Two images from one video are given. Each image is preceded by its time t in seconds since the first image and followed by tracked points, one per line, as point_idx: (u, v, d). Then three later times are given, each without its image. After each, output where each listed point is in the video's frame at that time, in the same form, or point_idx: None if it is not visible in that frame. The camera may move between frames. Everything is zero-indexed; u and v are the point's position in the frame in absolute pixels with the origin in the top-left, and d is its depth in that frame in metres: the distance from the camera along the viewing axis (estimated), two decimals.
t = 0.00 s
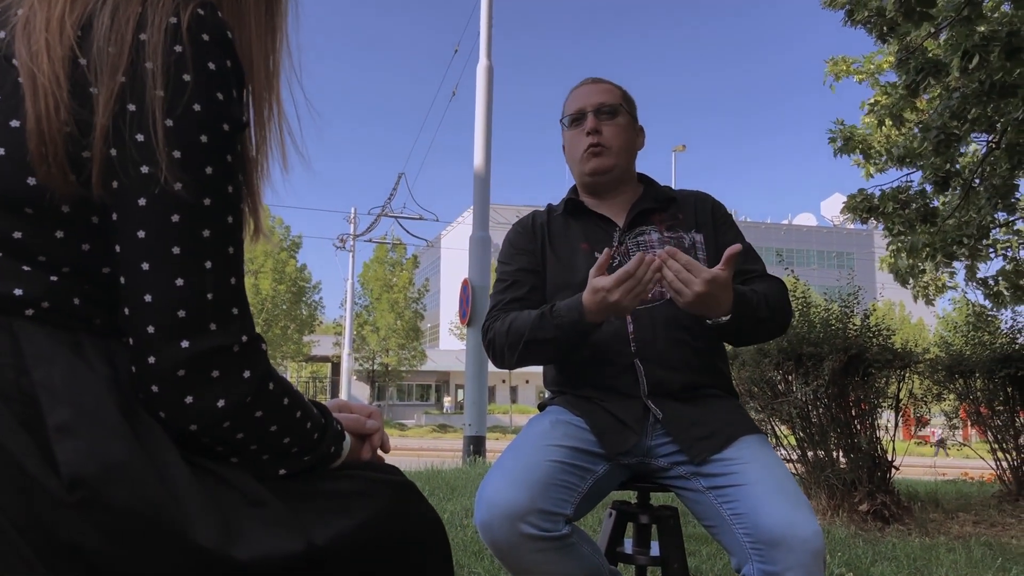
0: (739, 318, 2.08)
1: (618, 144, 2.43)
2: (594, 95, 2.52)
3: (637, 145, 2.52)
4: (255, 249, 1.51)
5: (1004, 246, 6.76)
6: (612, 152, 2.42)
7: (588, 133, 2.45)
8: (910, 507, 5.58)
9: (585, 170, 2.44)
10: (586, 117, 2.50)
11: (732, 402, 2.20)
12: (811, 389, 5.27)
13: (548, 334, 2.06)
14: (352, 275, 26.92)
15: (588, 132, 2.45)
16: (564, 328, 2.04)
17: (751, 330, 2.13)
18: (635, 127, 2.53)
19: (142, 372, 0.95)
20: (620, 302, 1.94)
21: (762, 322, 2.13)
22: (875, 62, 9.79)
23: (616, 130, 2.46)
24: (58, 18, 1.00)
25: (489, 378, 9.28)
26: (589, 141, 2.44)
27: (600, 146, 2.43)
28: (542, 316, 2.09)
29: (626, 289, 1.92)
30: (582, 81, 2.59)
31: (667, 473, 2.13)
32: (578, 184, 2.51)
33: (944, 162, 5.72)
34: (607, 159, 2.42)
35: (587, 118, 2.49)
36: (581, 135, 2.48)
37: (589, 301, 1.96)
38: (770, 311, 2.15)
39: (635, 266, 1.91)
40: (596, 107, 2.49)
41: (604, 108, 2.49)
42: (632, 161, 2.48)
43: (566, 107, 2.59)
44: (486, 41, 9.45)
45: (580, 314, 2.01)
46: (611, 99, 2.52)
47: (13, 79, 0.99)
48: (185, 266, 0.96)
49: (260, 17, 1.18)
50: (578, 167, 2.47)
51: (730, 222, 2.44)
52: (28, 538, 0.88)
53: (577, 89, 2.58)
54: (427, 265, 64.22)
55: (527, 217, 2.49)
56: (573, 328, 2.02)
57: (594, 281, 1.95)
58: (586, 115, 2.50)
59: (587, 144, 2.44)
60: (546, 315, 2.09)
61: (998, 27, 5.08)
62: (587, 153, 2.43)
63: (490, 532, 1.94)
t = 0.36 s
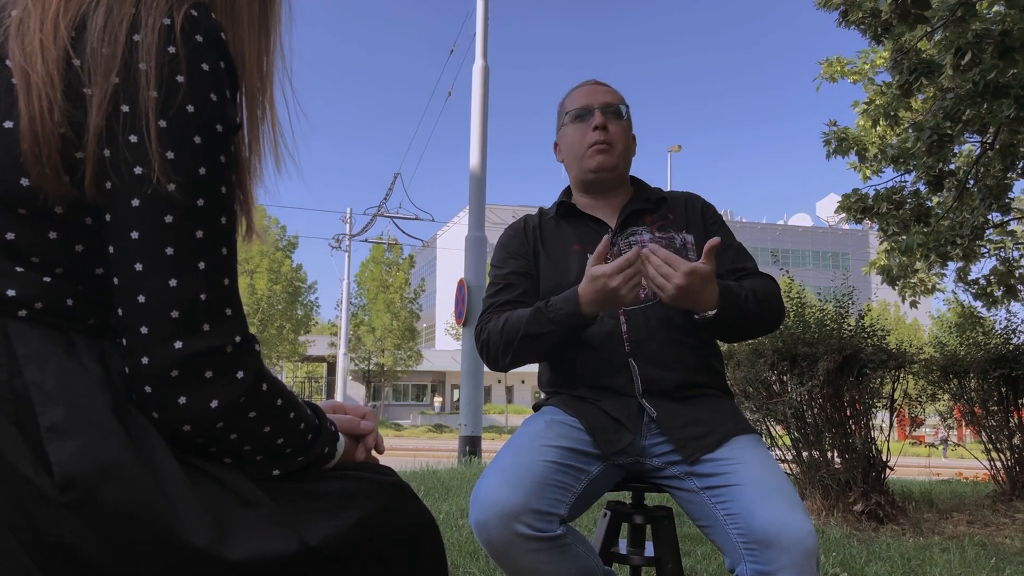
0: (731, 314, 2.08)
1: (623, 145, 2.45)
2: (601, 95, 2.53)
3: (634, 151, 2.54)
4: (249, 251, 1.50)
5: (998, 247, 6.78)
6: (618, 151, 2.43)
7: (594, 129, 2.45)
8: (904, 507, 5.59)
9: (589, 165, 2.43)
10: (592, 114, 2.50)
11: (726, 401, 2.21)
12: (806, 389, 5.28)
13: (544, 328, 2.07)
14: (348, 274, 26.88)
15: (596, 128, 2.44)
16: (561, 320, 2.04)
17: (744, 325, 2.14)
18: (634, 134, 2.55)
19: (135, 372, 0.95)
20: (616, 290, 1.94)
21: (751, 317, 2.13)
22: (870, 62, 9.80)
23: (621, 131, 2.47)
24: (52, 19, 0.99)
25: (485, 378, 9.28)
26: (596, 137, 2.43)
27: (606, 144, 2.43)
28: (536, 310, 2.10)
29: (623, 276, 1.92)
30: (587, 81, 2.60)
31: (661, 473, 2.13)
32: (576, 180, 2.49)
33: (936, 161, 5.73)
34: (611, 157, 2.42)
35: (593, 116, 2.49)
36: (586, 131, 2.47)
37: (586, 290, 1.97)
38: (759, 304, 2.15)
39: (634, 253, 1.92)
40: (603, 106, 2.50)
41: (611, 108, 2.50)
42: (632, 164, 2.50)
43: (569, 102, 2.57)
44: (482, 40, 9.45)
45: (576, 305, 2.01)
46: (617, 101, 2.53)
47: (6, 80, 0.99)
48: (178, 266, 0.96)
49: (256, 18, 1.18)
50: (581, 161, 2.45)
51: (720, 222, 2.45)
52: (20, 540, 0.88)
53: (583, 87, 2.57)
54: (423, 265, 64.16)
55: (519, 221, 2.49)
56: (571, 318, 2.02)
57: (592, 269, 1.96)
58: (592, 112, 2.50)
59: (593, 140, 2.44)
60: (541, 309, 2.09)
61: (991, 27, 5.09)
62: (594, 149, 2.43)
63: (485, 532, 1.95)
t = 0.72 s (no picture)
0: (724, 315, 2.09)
1: (629, 152, 2.46)
2: (612, 99, 2.52)
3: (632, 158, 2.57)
4: (244, 249, 1.50)
5: (993, 247, 6.79)
6: (625, 158, 2.44)
7: (606, 131, 2.44)
8: (900, 506, 5.60)
9: (596, 167, 2.42)
10: (603, 116, 2.49)
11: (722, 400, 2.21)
12: (803, 389, 5.28)
13: (545, 330, 2.07)
14: (345, 274, 26.86)
15: (608, 130, 2.44)
16: (562, 321, 2.04)
17: (738, 324, 2.13)
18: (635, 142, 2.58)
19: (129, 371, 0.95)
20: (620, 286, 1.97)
21: (746, 317, 2.13)
22: (866, 62, 9.82)
23: (629, 138, 2.48)
24: (46, 15, 0.99)
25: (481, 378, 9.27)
26: (608, 140, 2.42)
27: (615, 148, 2.43)
28: (537, 312, 2.09)
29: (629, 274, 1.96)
30: (597, 82, 2.59)
31: (657, 472, 2.13)
32: (579, 178, 2.47)
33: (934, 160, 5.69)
34: (619, 163, 2.43)
35: (604, 118, 2.48)
36: (597, 132, 2.46)
37: (588, 289, 1.99)
38: (753, 301, 2.15)
39: (641, 254, 1.97)
40: (615, 110, 2.50)
41: (620, 114, 2.50)
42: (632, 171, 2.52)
43: (579, 99, 2.54)
44: (478, 40, 9.45)
45: (578, 307, 2.02)
46: (625, 107, 2.54)
47: None
48: (172, 264, 0.96)
49: (250, 15, 1.18)
50: (588, 160, 2.44)
51: (715, 221, 2.45)
52: (13, 540, 0.87)
53: (593, 87, 2.56)
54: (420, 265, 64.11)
55: (514, 221, 2.49)
56: (572, 320, 2.03)
57: (598, 267, 1.98)
58: (603, 114, 2.49)
59: (604, 143, 2.42)
60: (542, 310, 2.09)
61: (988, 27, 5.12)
62: (603, 150, 2.42)
63: (479, 530, 1.95)
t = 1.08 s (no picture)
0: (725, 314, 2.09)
1: (625, 148, 2.44)
2: (604, 94, 2.50)
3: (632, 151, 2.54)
4: (244, 247, 1.49)
5: (991, 247, 6.81)
6: (620, 155, 2.42)
7: (598, 130, 2.43)
8: (897, 505, 5.61)
9: (590, 167, 2.42)
10: (596, 114, 2.48)
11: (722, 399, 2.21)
12: (800, 388, 5.30)
13: (549, 331, 2.07)
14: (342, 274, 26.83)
15: (599, 129, 2.43)
16: (566, 323, 2.04)
17: (737, 324, 2.13)
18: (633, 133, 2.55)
19: (132, 367, 0.94)
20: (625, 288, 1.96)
21: (745, 316, 2.13)
22: (863, 63, 9.84)
23: (624, 134, 2.46)
24: (47, 10, 0.98)
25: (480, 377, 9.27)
26: (600, 138, 2.41)
27: (609, 146, 2.42)
28: (540, 312, 2.09)
29: (634, 276, 1.95)
30: (589, 79, 2.57)
31: (657, 471, 2.13)
32: (575, 180, 2.48)
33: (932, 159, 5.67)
34: (613, 162, 2.41)
35: (597, 116, 2.47)
36: (589, 131, 2.45)
37: (593, 290, 1.98)
38: (753, 301, 2.15)
39: (642, 254, 1.97)
40: (607, 107, 2.48)
41: (614, 109, 2.48)
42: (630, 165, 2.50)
43: (572, 99, 2.54)
44: (475, 39, 9.44)
45: (582, 309, 2.02)
46: (618, 101, 2.51)
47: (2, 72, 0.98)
48: (175, 260, 0.95)
49: (252, 10, 1.17)
50: (583, 161, 2.44)
51: (716, 220, 2.45)
52: (14, 537, 0.87)
53: (586, 84, 2.54)
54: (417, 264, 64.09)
55: (516, 219, 2.49)
56: (575, 322, 2.03)
57: (604, 269, 1.97)
58: (595, 112, 2.48)
59: (597, 141, 2.42)
60: (546, 311, 2.09)
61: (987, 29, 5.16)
62: (596, 150, 2.42)
63: (480, 529, 1.95)
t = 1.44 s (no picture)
0: (726, 313, 2.09)
1: (604, 141, 2.44)
2: (579, 92, 2.52)
3: (623, 140, 2.52)
4: (243, 243, 1.48)
5: (989, 246, 6.81)
6: (599, 149, 2.42)
7: (573, 131, 2.45)
8: (896, 504, 5.62)
9: (573, 168, 2.44)
10: (571, 114, 2.50)
11: (721, 396, 2.20)
12: (799, 386, 5.30)
13: (548, 326, 2.07)
14: (340, 273, 26.80)
15: (573, 130, 2.45)
16: (564, 319, 2.04)
17: (737, 322, 2.12)
18: (620, 122, 2.52)
19: (131, 362, 0.94)
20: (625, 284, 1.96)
21: (746, 316, 2.13)
22: (861, 62, 9.85)
23: (602, 127, 2.46)
24: (45, 3, 0.98)
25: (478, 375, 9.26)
26: (575, 139, 2.44)
27: (586, 144, 2.44)
28: (540, 308, 2.09)
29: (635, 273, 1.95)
30: (565, 81, 2.60)
31: (656, 469, 2.13)
32: (566, 182, 2.51)
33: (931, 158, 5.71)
34: (593, 158, 2.42)
35: (572, 116, 2.49)
36: (566, 134, 2.48)
37: (593, 285, 1.98)
38: (755, 299, 2.15)
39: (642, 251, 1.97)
40: (581, 104, 2.49)
41: (589, 105, 2.49)
42: (619, 156, 2.48)
43: (551, 105, 2.59)
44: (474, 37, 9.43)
45: (581, 304, 2.02)
46: (593, 95, 2.51)
47: None
48: (174, 255, 0.95)
49: (251, 3, 1.16)
50: (566, 164, 2.47)
51: (718, 219, 2.44)
52: (12, 534, 0.86)
53: (562, 87, 2.57)
54: (415, 263, 64.03)
55: (517, 215, 2.49)
56: (574, 318, 2.03)
57: (604, 265, 1.97)
58: (569, 113, 2.50)
59: (573, 143, 2.44)
60: (545, 307, 2.09)
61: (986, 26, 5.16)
62: (574, 150, 2.44)
63: (478, 526, 1.95)
